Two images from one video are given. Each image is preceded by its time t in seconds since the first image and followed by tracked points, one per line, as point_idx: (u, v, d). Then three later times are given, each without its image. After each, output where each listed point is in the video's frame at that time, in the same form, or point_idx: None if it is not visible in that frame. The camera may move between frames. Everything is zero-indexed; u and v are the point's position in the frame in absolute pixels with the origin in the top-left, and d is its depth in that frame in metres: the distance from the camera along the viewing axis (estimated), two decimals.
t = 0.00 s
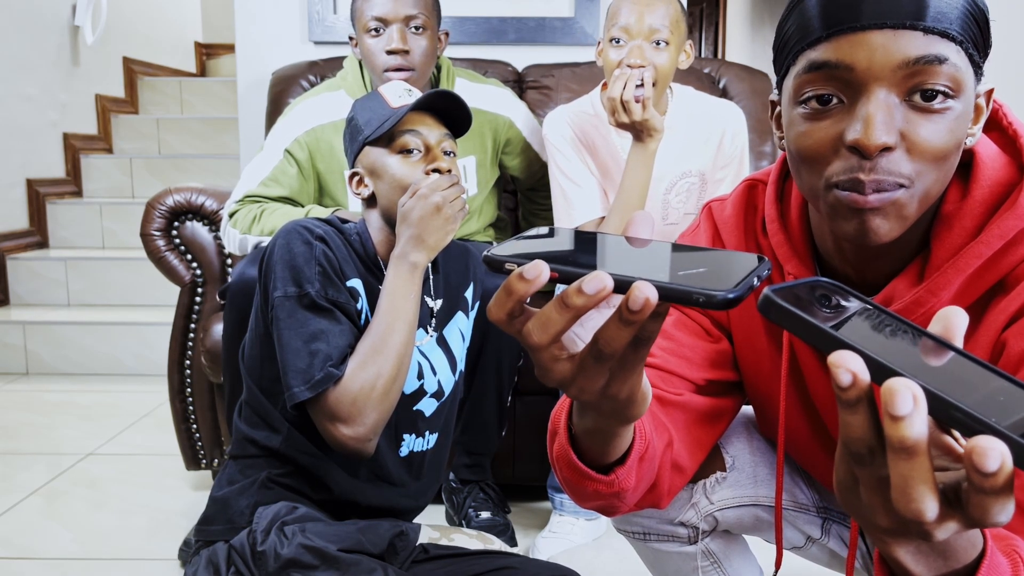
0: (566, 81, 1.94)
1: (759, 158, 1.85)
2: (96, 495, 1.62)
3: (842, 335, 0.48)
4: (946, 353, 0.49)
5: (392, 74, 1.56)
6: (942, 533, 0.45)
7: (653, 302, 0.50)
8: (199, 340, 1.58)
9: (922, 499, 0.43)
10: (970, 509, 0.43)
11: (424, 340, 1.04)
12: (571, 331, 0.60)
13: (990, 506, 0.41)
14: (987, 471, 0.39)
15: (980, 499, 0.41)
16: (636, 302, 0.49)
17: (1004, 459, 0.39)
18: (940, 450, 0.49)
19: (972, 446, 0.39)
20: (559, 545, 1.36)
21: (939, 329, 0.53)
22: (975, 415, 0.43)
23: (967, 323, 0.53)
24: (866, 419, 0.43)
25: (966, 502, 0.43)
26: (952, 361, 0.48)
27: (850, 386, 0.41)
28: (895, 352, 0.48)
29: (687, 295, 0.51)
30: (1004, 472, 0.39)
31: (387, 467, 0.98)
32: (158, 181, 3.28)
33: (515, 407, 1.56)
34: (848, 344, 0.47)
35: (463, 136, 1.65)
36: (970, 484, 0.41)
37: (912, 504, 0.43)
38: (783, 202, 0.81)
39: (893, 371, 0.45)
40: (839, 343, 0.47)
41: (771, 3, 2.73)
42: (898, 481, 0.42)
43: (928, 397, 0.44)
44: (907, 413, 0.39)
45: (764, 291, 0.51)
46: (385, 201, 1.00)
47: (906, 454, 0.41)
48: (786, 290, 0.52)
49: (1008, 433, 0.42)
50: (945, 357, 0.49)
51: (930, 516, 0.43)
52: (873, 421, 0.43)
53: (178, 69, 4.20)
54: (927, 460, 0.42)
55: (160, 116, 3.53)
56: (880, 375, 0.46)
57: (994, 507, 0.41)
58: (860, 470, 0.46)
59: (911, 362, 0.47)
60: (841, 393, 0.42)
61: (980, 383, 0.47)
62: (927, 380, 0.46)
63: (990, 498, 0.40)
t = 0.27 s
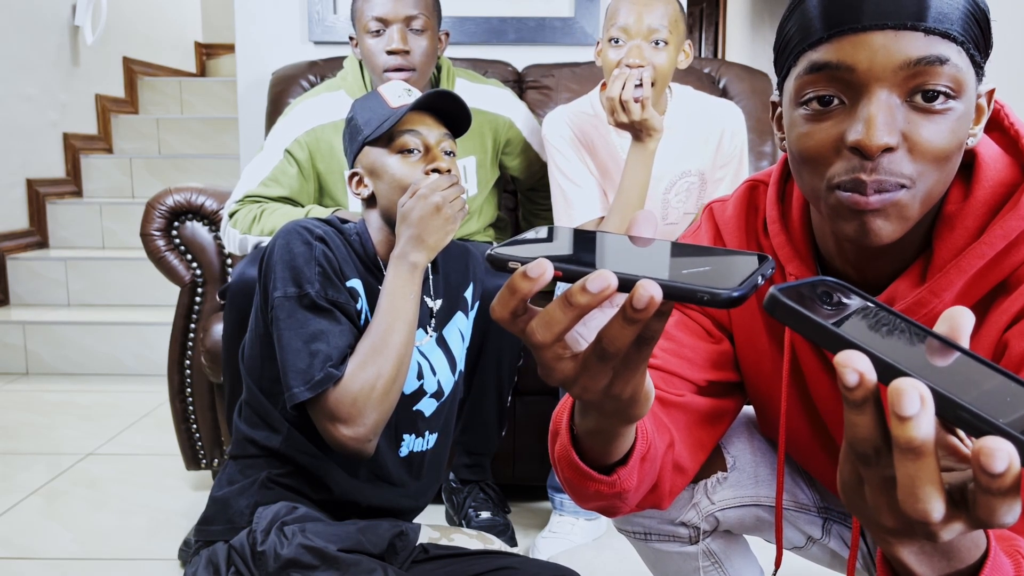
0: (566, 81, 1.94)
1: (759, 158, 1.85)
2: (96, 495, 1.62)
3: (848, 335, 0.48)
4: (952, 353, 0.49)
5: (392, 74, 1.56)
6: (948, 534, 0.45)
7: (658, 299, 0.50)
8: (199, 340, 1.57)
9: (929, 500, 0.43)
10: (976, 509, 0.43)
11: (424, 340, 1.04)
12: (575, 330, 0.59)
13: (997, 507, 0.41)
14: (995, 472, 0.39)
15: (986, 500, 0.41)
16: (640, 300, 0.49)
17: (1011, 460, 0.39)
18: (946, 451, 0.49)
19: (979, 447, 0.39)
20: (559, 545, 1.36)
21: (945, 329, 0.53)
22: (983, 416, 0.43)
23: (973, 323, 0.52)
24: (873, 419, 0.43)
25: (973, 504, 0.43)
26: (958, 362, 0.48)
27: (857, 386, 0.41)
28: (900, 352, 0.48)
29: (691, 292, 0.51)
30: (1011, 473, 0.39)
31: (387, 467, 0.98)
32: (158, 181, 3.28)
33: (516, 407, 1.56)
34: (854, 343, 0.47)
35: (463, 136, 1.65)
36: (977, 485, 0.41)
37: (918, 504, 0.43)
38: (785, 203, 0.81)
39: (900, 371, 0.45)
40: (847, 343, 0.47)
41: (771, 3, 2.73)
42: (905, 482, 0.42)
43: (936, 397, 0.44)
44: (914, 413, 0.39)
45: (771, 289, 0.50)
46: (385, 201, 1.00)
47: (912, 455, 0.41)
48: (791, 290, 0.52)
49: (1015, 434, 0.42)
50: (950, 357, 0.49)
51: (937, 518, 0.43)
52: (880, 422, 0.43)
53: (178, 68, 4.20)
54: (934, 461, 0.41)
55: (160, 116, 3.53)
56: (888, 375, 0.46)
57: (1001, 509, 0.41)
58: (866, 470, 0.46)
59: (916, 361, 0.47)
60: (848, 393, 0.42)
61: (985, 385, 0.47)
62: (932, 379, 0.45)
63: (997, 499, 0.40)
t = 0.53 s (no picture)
0: (566, 81, 1.94)
1: (759, 157, 1.85)
2: (96, 495, 1.62)
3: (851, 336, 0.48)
4: (954, 354, 0.49)
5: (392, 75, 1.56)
6: (950, 536, 0.45)
7: (658, 298, 0.50)
8: (199, 340, 1.57)
9: (932, 503, 0.43)
10: (980, 512, 0.43)
11: (424, 340, 1.04)
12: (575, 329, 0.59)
13: (999, 510, 0.41)
14: (998, 475, 0.39)
15: (990, 503, 0.41)
16: (640, 299, 0.49)
17: (1015, 464, 0.39)
18: (948, 452, 0.49)
19: (983, 450, 0.39)
20: (559, 545, 1.36)
21: (948, 330, 0.53)
22: (986, 419, 0.43)
23: (976, 325, 0.52)
24: (876, 422, 0.43)
25: (976, 506, 0.43)
26: (959, 362, 0.48)
27: (859, 389, 0.41)
28: (902, 353, 0.48)
29: (692, 291, 0.51)
30: (1015, 476, 0.39)
31: (388, 467, 0.98)
32: (158, 181, 3.28)
33: (516, 407, 1.56)
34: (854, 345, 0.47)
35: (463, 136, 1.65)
36: (980, 488, 0.41)
37: (921, 507, 0.43)
38: (785, 203, 0.81)
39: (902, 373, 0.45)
40: (847, 344, 0.47)
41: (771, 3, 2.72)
42: (907, 484, 0.42)
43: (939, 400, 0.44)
44: (917, 416, 0.39)
45: (773, 293, 0.51)
46: (385, 201, 1.00)
47: (915, 457, 0.41)
48: (793, 291, 0.52)
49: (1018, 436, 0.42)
50: (953, 358, 0.49)
51: (940, 520, 0.43)
52: (883, 424, 0.43)
53: (178, 68, 4.20)
54: (937, 464, 0.41)
55: (160, 116, 3.53)
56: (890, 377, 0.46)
57: (1004, 512, 0.41)
58: (867, 471, 0.46)
59: (917, 362, 0.47)
60: (850, 396, 0.42)
61: (987, 386, 0.47)
62: (933, 380, 0.45)
63: (999, 502, 0.40)
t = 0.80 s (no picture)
0: (566, 81, 1.95)
1: (759, 157, 1.85)
2: (96, 495, 1.62)
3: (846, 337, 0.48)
4: (949, 355, 0.49)
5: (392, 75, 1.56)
6: (946, 536, 0.45)
7: (658, 298, 0.50)
8: (199, 340, 1.58)
9: (926, 503, 0.43)
10: (973, 512, 0.43)
11: (424, 340, 1.04)
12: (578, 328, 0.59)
13: (993, 510, 0.41)
14: (991, 475, 0.39)
15: (983, 503, 0.41)
16: (640, 299, 0.49)
17: (1007, 464, 0.39)
18: (943, 452, 0.49)
19: (975, 451, 0.39)
20: (559, 545, 1.36)
21: (942, 331, 0.53)
22: (981, 420, 0.43)
23: (972, 326, 0.52)
24: (870, 422, 0.43)
25: (970, 507, 0.43)
26: (956, 363, 0.48)
27: (853, 389, 0.41)
28: (899, 354, 0.48)
29: (692, 290, 0.51)
30: (1008, 476, 0.39)
31: (387, 467, 0.98)
32: (158, 181, 3.28)
33: (515, 407, 1.56)
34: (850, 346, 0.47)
35: (463, 136, 1.65)
36: (973, 488, 0.41)
37: (915, 508, 0.43)
38: (785, 203, 0.81)
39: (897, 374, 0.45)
40: (842, 346, 0.47)
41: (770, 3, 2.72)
42: (902, 486, 0.42)
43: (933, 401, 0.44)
44: (910, 416, 0.40)
45: (768, 292, 0.50)
46: (385, 201, 1.00)
47: (909, 458, 0.41)
48: (790, 292, 0.52)
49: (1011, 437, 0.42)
50: (948, 359, 0.49)
51: (934, 520, 0.44)
52: (877, 424, 0.43)
53: (177, 68, 4.20)
54: (931, 464, 0.42)
55: (161, 116, 3.53)
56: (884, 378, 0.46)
57: (998, 512, 0.41)
58: (863, 472, 0.46)
59: (914, 363, 0.47)
60: (845, 396, 0.42)
61: (985, 387, 0.47)
62: (929, 383, 0.45)
63: (993, 502, 0.40)
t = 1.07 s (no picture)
0: (566, 81, 1.95)
1: (759, 157, 1.85)
2: (96, 495, 1.62)
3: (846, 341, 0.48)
4: (948, 357, 0.49)
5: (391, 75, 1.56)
6: (945, 539, 0.45)
7: (654, 301, 0.50)
8: (199, 340, 1.58)
9: (925, 507, 0.43)
10: (973, 515, 0.43)
11: (424, 340, 1.04)
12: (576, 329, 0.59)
13: (992, 515, 0.41)
14: (990, 480, 0.39)
15: (983, 507, 0.41)
16: (636, 302, 0.49)
17: (1007, 468, 0.39)
18: (943, 454, 0.49)
19: (974, 455, 0.39)
20: (559, 545, 1.36)
21: (942, 333, 0.53)
22: (980, 424, 0.43)
23: (972, 327, 0.52)
24: (869, 425, 0.43)
25: (969, 510, 0.43)
26: (955, 365, 0.48)
27: (852, 393, 0.41)
28: (899, 356, 0.48)
29: (687, 293, 0.51)
30: (1007, 480, 0.39)
31: (387, 467, 0.98)
32: (158, 181, 3.28)
33: (515, 407, 1.56)
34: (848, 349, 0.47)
35: (463, 136, 1.65)
36: (973, 492, 0.41)
37: (914, 512, 0.43)
38: (785, 202, 0.81)
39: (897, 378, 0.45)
40: (841, 349, 0.47)
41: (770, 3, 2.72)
42: (901, 489, 0.42)
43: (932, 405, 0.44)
44: (910, 421, 0.39)
45: (767, 295, 0.50)
46: (385, 201, 1.00)
47: (909, 462, 0.41)
48: (789, 294, 0.52)
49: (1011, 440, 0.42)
50: (947, 361, 0.49)
51: (933, 523, 0.44)
52: (877, 427, 0.43)
53: (177, 68, 4.20)
54: (930, 468, 0.42)
55: (161, 116, 3.53)
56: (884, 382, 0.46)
57: (997, 516, 0.41)
58: (862, 475, 0.46)
59: (914, 365, 0.47)
60: (844, 400, 0.42)
61: (985, 389, 0.47)
62: (930, 387, 0.45)
63: (993, 506, 0.40)
